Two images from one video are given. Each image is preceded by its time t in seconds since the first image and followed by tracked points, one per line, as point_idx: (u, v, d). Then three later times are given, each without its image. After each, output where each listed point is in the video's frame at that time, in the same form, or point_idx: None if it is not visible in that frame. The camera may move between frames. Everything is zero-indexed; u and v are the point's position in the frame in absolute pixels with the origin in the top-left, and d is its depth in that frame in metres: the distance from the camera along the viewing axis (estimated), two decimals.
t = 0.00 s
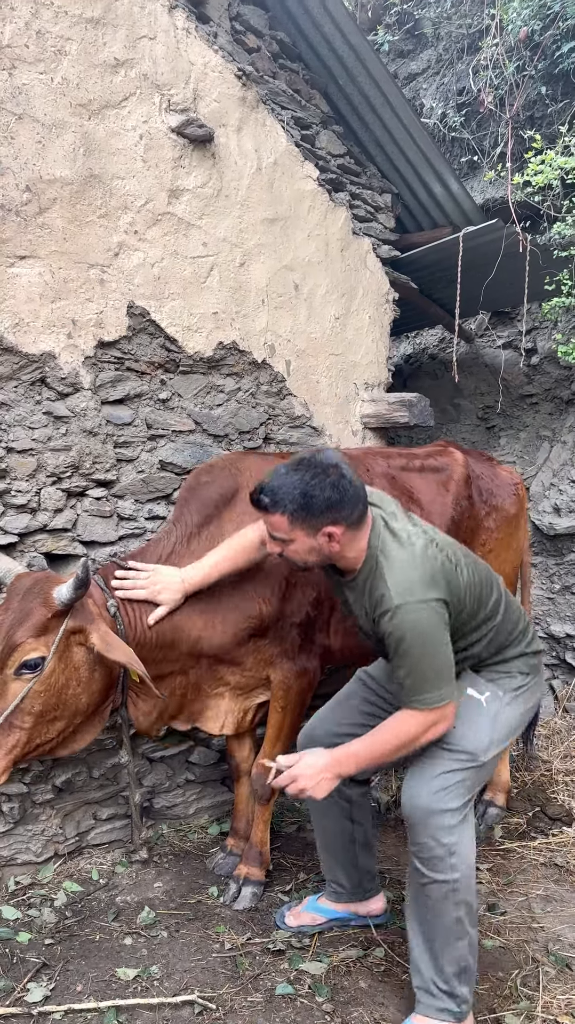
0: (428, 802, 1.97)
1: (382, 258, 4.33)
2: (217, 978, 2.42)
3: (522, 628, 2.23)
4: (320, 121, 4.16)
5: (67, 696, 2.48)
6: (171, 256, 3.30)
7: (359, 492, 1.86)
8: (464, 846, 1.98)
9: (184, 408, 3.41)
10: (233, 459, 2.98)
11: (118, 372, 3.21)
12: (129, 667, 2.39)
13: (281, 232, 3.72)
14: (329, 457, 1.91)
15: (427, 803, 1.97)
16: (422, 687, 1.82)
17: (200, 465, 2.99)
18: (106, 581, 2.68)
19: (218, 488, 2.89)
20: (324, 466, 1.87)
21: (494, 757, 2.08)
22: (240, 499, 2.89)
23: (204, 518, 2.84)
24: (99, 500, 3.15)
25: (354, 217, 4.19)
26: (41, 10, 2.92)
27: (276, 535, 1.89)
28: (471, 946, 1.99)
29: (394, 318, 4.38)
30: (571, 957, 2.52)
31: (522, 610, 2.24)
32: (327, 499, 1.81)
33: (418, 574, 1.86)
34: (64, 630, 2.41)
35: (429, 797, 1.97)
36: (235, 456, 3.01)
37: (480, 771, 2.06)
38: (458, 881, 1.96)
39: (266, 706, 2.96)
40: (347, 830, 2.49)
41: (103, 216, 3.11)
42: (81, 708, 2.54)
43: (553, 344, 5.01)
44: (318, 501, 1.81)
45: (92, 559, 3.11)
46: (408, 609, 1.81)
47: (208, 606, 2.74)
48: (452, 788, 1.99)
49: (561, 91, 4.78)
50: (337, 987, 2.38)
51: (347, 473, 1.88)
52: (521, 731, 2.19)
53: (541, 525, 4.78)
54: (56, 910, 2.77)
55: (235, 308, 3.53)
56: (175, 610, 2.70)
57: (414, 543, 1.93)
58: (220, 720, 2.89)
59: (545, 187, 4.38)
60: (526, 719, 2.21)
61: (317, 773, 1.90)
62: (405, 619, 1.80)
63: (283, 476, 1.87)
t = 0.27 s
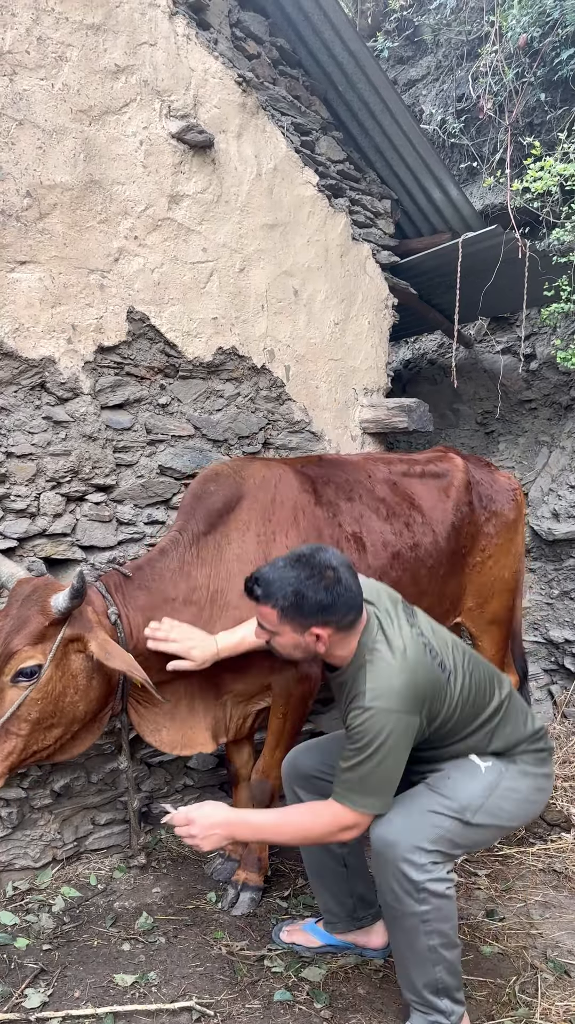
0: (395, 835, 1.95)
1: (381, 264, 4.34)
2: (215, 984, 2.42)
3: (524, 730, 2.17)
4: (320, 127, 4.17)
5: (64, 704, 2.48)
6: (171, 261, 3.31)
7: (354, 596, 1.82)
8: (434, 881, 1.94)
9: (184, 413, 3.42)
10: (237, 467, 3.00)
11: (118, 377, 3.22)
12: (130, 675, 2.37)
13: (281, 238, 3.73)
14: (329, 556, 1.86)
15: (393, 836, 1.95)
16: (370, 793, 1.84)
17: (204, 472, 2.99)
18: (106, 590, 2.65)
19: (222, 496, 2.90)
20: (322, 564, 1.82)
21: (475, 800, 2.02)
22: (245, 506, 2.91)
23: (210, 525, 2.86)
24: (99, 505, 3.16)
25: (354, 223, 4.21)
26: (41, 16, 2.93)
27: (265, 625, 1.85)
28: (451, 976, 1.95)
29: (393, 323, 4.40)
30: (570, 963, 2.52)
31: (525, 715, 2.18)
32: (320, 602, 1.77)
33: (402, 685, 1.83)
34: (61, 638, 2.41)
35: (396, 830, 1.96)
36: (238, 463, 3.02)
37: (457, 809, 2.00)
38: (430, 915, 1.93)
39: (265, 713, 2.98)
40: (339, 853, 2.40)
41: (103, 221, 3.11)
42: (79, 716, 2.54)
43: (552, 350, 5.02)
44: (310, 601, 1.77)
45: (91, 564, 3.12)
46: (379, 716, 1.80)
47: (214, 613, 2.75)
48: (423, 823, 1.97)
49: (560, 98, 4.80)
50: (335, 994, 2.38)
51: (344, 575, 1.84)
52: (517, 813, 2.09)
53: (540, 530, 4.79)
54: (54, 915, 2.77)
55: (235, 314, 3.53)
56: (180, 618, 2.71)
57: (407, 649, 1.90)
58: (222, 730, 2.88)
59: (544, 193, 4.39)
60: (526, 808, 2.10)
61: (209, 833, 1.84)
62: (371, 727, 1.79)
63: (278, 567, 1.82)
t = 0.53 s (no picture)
0: (356, 868, 1.94)
1: (380, 269, 4.35)
2: (214, 989, 2.42)
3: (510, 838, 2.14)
4: (319, 132, 4.18)
5: (62, 711, 2.47)
6: (171, 266, 3.32)
7: (355, 673, 1.82)
8: (398, 909, 1.94)
9: (183, 417, 3.42)
10: (243, 473, 3.00)
11: (117, 381, 3.22)
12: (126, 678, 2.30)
13: (280, 243, 3.75)
14: (340, 632, 1.88)
15: (352, 869, 1.94)
16: (326, 845, 1.84)
17: (211, 477, 2.99)
18: (109, 596, 2.64)
19: (229, 502, 2.89)
20: (329, 636, 1.83)
21: (451, 861, 2.03)
22: (251, 512, 2.91)
23: (216, 530, 2.85)
24: (98, 509, 3.16)
25: (353, 229, 4.22)
26: (42, 22, 2.94)
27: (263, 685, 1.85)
28: (428, 992, 1.95)
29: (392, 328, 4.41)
30: (569, 968, 2.53)
31: (513, 827, 2.16)
32: (321, 674, 1.77)
33: (388, 754, 1.83)
34: (57, 645, 2.40)
35: (356, 862, 1.94)
36: (243, 469, 3.02)
37: (430, 855, 2.02)
38: (399, 940, 1.93)
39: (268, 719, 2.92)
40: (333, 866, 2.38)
41: (103, 226, 3.12)
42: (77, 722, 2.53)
43: (550, 355, 5.04)
44: (313, 670, 1.77)
45: (90, 569, 3.12)
46: (355, 776, 1.79)
47: (218, 619, 2.74)
48: (384, 853, 1.97)
49: (559, 104, 4.80)
50: (334, 999, 2.39)
51: (350, 652, 1.84)
52: (489, 920, 2.05)
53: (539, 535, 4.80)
54: (52, 920, 2.77)
55: (234, 319, 3.54)
56: (185, 623, 2.69)
57: (402, 722, 1.90)
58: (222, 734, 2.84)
59: (543, 199, 4.41)
60: (497, 920, 2.06)
61: (154, 858, 1.77)
62: (345, 783, 1.79)
63: (286, 632, 1.84)
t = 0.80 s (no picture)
0: (340, 885, 1.93)
1: (378, 271, 4.36)
2: (210, 991, 2.42)
3: (495, 852, 2.15)
4: (317, 135, 4.19)
5: (57, 712, 2.47)
6: (168, 268, 3.32)
7: (335, 690, 1.82)
8: (385, 924, 1.93)
9: (180, 419, 3.42)
10: (244, 475, 3.01)
11: (115, 383, 3.22)
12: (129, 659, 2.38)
13: (278, 245, 3.75)
14: (320, 648, 1.87)
15: (337, 885, 1.93)
16: (311, 859, 1.83)
17: (214, 478, 2.98)
18: (107, 599, 2.64)
19: (230, 504, 2.89)
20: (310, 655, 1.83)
21: (439, 875, 2.03)
22: (252, 514, 2.92)
23: (217, 533, 2.85)
24: (95, 511, 3.16)
25: (350, 231, 4.23)
26: (40, 24, 2.94)
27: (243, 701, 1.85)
28: (420, 999, 1.96)
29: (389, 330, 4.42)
30: (566, 970, 2.53)
31: (498, 840, 2.16)
32: (300, 693, 1.77)
33: (373, 765, 1.83)
34: (51, 646, 2.40)
35: (340, 878, 1.94)
36: (244, 471, 3.03)
37: (417, 869, 2.01)
38: (388, 953, 1.93)
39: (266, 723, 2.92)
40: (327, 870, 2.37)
41: (100, 228, 3.13)
42: (73, 724, 2.52)
43: (548, 357, 5.04)
44: (293, 689, 1.77)
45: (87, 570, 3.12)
46: (340, 787, 1.79)
47: (219, 623, 2.75)
48: (368, 868, 1.96)
49: (556, 107, 4.80)
50: (331, 1001, 2.39)
51: (330, 669, 1.83)
52: (474, 934, 2.06)
53: (536, 537, 4.80)
54: (49, 922, 2.76)
55: (232, 321, 3.55)
56: (186, 626, 2.69)
57: (387, 734, 1.91)
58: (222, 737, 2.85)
59: (541, 201, 4.41)
60: (483, 935, 2.06)
61: (133, 874, 1.77)
62: (330, 795, 1.79)
63: (266, 648, 1.84)
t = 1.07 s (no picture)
0: (341, 895, 1.93)
1: (376, 273, 4.36)
2: (209, 993, 2.42)
3: (495, 860, 2.15)
4: (315, 137, 4.20)
5: (55, 714, 2.48)
6: (166, 271, 3.33)
7: (332, 707, 1.81)
8: (386, 934, 1.93)
9: (179, 421, 3.43)
10: (242, 477, 3.01)
11: (113, 385, 3.23)
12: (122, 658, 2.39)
13: (276, 247, 3.76)
14: (317, 664, 1.86)
15: (338, 895, 1.94)
16: (312, 871, 1.82)
17: (210, 480, 2.99)
18: (103, 599, 2.65)
19: (227, 506, 2.90)
20: (308, 673, 1.82)
21: (441, 884, 2.03)
22: (249, 516, 2.93)
23: (214, 534, 2.86)
24: (94, 513, 3.16)
25: (348, 233, 4.24)
26: (38, 27, 2.95)
27: (241, 716, 1.85)
28: (421, 1005, 1.97)
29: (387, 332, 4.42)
30: (564, 971, 2.53)
31: (498, 847, 2.17)
32: (296, 710, 1.76)
33: (372, 775, 1.83)
34: (47, 650, 2.40)
35: (341, 889, 1.94)
36: (241, 473, 3.03)
37: (419, 878, 2.01)
38: (389, 962, 1.94)
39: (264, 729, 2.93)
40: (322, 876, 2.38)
41: (98, 231, 3.13)
42: (72, 725, 2.54)
43: (546, 359, 5.05)
44: (290, 708, 1.76)
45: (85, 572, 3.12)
46: (340, 798, 1.79)
47: (214, 624, 2.75)
48: (370, 879, 1.96)
49: (553, 110, 4.84)
50: (329, 1003, 2.40)
51: (327, 686, 1.82)
52: (475, 943, 2.06)
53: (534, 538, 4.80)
54: (47, 924, 2.76)
55: (230, 323, 3.55)
56: (181, 627, 2.70)
57: (386, 744, 1.91)
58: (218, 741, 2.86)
59: (538, 203, 4.42)
60: (484, 943, 2.06)
61: (129, 910, 1.68)
62: (331, 806, 1.78)
63: (263, 663, 1.83)
